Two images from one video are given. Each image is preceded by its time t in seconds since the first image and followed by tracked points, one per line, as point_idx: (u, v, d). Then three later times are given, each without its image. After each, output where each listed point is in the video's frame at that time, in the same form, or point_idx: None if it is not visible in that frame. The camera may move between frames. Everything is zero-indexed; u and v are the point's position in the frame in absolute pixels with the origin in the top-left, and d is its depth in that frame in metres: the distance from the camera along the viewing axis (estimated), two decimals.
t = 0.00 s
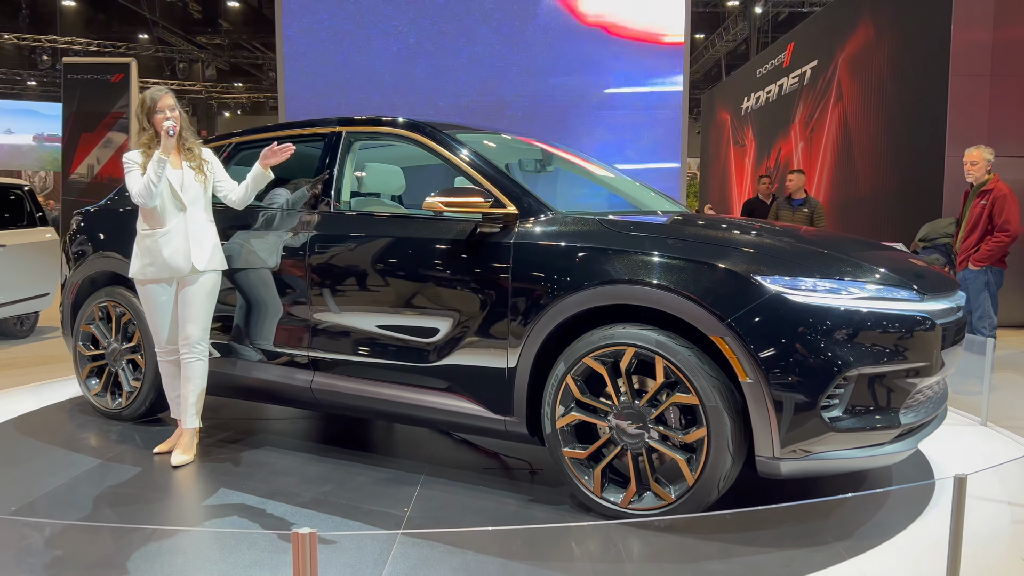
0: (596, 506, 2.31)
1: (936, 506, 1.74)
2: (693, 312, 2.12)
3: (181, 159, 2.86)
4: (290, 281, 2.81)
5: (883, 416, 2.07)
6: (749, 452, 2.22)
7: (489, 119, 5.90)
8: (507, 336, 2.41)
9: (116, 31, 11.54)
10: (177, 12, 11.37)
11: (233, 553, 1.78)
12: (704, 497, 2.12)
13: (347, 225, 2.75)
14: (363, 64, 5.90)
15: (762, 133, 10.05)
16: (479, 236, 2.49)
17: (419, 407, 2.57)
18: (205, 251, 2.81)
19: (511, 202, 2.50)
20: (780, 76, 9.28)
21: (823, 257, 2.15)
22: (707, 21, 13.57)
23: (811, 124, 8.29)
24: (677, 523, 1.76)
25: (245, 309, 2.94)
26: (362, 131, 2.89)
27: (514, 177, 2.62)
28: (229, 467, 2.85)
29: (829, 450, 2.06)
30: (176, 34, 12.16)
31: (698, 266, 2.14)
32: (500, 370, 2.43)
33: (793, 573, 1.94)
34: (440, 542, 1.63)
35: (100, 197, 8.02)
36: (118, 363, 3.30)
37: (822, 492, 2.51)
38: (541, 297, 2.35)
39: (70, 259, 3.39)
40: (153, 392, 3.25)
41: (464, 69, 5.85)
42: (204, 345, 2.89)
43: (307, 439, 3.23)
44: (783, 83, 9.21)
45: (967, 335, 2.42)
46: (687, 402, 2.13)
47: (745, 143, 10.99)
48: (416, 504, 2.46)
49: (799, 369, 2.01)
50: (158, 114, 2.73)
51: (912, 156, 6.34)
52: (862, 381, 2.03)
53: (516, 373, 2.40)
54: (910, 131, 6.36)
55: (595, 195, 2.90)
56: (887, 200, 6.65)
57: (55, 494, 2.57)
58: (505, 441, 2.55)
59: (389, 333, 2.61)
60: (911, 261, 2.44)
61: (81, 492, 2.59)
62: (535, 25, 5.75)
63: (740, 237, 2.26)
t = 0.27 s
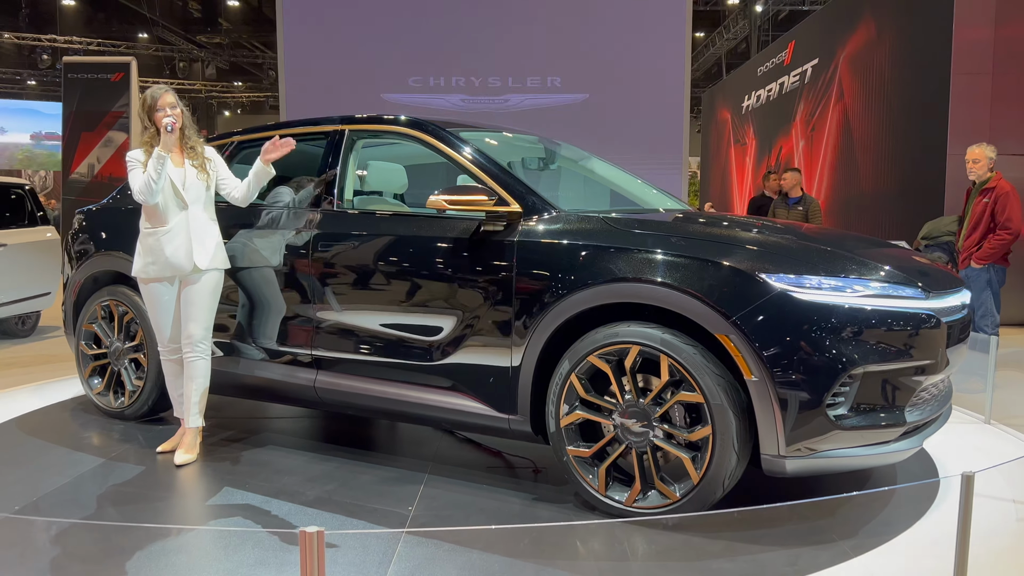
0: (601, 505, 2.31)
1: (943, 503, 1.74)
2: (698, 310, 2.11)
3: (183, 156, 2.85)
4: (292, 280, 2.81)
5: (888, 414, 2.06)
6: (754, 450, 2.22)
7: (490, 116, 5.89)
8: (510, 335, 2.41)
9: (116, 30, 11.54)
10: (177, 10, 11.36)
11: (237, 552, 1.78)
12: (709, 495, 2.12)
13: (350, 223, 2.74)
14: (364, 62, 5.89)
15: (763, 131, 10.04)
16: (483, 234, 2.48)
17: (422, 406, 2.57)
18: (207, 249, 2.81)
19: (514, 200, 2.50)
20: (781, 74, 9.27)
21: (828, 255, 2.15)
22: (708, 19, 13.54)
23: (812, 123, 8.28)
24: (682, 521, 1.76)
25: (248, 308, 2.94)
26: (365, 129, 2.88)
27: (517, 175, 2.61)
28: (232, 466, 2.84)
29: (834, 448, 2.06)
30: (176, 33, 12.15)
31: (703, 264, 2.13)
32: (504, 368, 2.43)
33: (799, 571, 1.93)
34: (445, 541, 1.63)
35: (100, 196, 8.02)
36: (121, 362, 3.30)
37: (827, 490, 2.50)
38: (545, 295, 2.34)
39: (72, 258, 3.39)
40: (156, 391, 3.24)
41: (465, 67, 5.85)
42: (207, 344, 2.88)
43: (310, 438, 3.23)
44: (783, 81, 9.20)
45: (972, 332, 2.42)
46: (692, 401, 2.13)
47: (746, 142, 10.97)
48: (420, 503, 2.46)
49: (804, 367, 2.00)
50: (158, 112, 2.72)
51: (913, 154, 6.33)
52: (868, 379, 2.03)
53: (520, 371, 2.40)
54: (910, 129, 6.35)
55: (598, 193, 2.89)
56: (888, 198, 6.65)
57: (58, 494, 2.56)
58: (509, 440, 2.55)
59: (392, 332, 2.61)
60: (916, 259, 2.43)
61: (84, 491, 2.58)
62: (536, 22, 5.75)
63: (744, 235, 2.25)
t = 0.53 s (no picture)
0: (603, 505, 2.30)
1: (948, 503, 1.73)
2: (701, 310, 2.10)
3: (183, 155, 2.84)
4: (294, 279, 2.80)
5: (892, 413, 2.05)
6: (757, 450, 2.21)
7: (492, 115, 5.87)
8: (512, 334, 2.40)
9: (119, 30, 11.57)
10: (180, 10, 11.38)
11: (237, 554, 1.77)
12: (713, 495, 2.11)
13: (352, 222, 2.73)
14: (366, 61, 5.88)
15: (766, 130, 10.02)
16: (485, 233, 2.47)
17: (424, 406, 2.56)
18: (207, 248, 2.80)
19: (516, 199, 2.49)
20: (784, 73, 9.24)
21: (831, 253, 2.13)
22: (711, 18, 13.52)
23: (816, 121, 8.26)
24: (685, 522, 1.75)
25: (250, 307, 2.94)
26: (367, 128, 2.88)
27: (519, 174, 2.60)
28: (234, 466, 2.84)
29: (838, 448, 2.05)
30: (179, 33, 12.17)
31: (705, 263, 2.12)
32: (506, 368, 2.42)
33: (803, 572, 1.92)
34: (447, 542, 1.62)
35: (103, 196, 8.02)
36: (123, 362, 3.30)
37: (830, 490, 2.49)
38: (547, 294, 2.33)
39: (74, 257, 3.39)
40: (158, 391, 3.24)
41: (467, 66, 5.84)
42: (208, 344, 2.88)
43: (311, 438, 3.22)
44: (786, 79, 9.18)
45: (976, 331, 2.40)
46: (694, 400, 2.12)
47: (749, 140, 10.95)
48: (421, 503, 2.45)
49: (808, 367, 1.99)
50: (158, 111, 2.72)
51: (916, 152, 6.31)
52: (872, 378, 2.01)
53: (522, 371, 2.39)
54: (913, 127, 6.33)
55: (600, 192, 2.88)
56: (892, 197, 6.62)
57: (60, 494, 2.56)
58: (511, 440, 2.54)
59: (394, 332, 2.60)
60: (920, 257, 2.42)
61: (86, 491, 2.58)
62: (538, 21, 5.73)
63: (747, 234, 2.24)
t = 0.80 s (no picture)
0: (600, 508, 2.29)
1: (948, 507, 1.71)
2: (698, 311, 2.09)
3: (179, 156, 2.84)
4: (292, 280, 2.79)
5: (892, 415, 2.03)
6: (755, 453, 2.19)
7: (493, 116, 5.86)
8: (509, 335, 2.38)
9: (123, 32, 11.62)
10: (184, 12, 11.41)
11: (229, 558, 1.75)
12: (710, 498, 2.09)
13: (349, 223, 2.73)
14: (367, 61, 5.87)
15: (769, 131, 10.00)
16: (482, 234, 2.46)
17: (421, 408, 2.55)
18: (202, 249, 2.79)
19: (513, 200, 2.48)
20: (787, 73, 9.22)
21: (830, 254, 2.12)
22: (714, 18, 13.50)
23: (819, 122, 8.23)
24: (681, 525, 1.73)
25: (247, 308, 2.93)
26: (364, 129, 2.87)
27: (516, 175, 2.59)
28: (230, 468, 2.83)
29: (836, 450, 2.03)
30: (183, 34, 12.21)
31: (703, 264, 2.11)
32: (503, 369, 2.40)
33: None
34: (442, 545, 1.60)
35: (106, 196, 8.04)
36: (120, 363, 3.29)
37: (830, 493, 2.47)
38: (544, 295, 2.32)
39: (72, 258, 3.39)
40: (155, 393, 3.24)
41: (468, 67, 5.83)
42: (204, 345, 2.87)
43: (309, 439, 3.21)
44: (789, 80, 9.15)
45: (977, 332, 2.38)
46: (692, 402, 2.10)
47: (752, 141, 10.92)
48: (418, 506, 2.44)
49: (807, 368, 1.97)
50: (152, 111, 2.73)
51: (919, 152, 6.28)
52: (871, 380, 1.99)
53: (519, 372, 2.38)
54: (916, 127, 6.30)
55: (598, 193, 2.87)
56: (895, 197, 6.60)
57: (55, 496, 2.55)
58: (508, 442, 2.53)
59: (390, 333, 2.59)
60: (920, 258, 2.40)
61: (82, 493, 2.57)
62: (539, 22, 5.72)
63: (746, 234, 2.22)
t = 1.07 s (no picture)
0: (597, 513, 2.27)
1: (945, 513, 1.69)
2: (695, 315, 2.07)
3: (176, 160, 2.84)
4: (290, 284, 2.79)
5: (891, 421, 2.01)
6: (753, 457, 2.17)
7: (495, 119, 5.85)
8: (505, 339, 2.38)
9: (130, 35, 11.69)
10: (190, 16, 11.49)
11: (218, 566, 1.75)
12: (707, 504, 2.08)
13: (347, 226, 2.72)
14: (369, 64, 5.88)
15: (774, 133, 9.96)
16: (479, 237, 2.46)
17: (418, 412, 2.54)
18: (198, 253, 2.79)
19: (511, 203, 2.47)
20: (792, 74, 9.18)
21: (829, 258, 2.10)
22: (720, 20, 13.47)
23: (824, 123, 8.20)
24: (675, 531, 1.72)
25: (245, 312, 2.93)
26: (363, 132, 2.87)
27: (514, 178, 2.58)
28: (227, 471, 2.83)
29: (834, 455, 2.01)
30: (189, 37, 12.28)
31: (701, 268, 2.09)
32: (499, 373, 2.40)
33: None
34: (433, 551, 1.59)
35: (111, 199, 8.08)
36: (120, 367, 3.30)
37: (830, 499, 2.45)
38: (540, 299, 2.31)
39: (73, 261, 3.40)
40: (154, 396, 3.25)
41: (470, 69, 5.83)
42: (202, 349, 2.88)
43: (308, 443, 3.21)
44: (795, 81, 9.12)
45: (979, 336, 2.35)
46: (688, 407, 2.09)
47: (757, 143, 10.89)
48: (414, 511, 2.43)
49: (806, 373, 1.95)
50: (149, 116, 2.73)
51: (925, 153, 6.24)
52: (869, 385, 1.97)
53: (515, 376, 2.37)
54: (921, 129, 6.26)
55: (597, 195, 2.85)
56: (900, 198, 6.56)
57: (52, 499, 2.56)
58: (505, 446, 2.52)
59: (387, 336, 2.59)
60: (922, 261, 2.38)
61: (78, 496, 2.58)
62: (541, 25, 5.72)
63: (745, 238, 2.21)
